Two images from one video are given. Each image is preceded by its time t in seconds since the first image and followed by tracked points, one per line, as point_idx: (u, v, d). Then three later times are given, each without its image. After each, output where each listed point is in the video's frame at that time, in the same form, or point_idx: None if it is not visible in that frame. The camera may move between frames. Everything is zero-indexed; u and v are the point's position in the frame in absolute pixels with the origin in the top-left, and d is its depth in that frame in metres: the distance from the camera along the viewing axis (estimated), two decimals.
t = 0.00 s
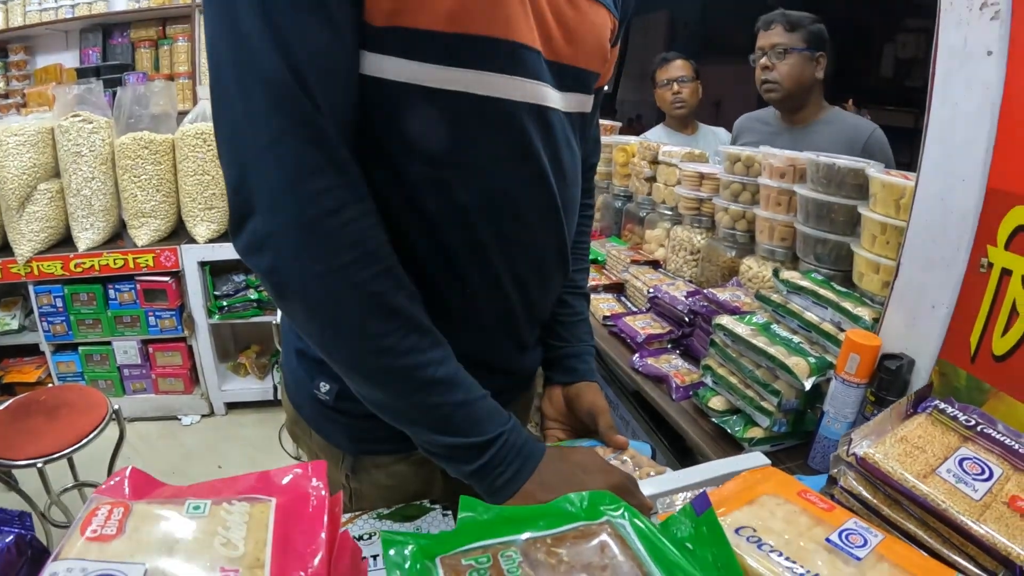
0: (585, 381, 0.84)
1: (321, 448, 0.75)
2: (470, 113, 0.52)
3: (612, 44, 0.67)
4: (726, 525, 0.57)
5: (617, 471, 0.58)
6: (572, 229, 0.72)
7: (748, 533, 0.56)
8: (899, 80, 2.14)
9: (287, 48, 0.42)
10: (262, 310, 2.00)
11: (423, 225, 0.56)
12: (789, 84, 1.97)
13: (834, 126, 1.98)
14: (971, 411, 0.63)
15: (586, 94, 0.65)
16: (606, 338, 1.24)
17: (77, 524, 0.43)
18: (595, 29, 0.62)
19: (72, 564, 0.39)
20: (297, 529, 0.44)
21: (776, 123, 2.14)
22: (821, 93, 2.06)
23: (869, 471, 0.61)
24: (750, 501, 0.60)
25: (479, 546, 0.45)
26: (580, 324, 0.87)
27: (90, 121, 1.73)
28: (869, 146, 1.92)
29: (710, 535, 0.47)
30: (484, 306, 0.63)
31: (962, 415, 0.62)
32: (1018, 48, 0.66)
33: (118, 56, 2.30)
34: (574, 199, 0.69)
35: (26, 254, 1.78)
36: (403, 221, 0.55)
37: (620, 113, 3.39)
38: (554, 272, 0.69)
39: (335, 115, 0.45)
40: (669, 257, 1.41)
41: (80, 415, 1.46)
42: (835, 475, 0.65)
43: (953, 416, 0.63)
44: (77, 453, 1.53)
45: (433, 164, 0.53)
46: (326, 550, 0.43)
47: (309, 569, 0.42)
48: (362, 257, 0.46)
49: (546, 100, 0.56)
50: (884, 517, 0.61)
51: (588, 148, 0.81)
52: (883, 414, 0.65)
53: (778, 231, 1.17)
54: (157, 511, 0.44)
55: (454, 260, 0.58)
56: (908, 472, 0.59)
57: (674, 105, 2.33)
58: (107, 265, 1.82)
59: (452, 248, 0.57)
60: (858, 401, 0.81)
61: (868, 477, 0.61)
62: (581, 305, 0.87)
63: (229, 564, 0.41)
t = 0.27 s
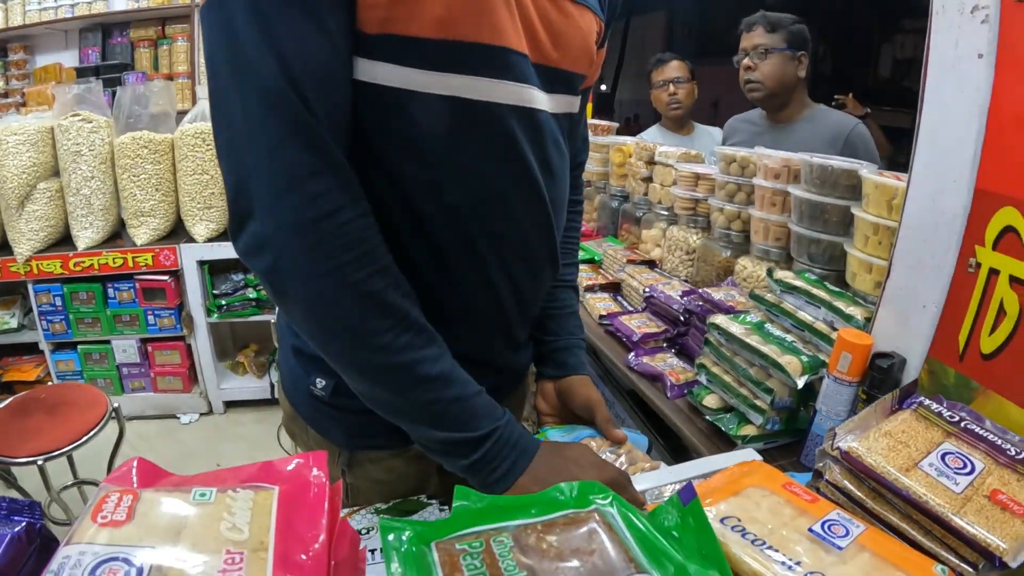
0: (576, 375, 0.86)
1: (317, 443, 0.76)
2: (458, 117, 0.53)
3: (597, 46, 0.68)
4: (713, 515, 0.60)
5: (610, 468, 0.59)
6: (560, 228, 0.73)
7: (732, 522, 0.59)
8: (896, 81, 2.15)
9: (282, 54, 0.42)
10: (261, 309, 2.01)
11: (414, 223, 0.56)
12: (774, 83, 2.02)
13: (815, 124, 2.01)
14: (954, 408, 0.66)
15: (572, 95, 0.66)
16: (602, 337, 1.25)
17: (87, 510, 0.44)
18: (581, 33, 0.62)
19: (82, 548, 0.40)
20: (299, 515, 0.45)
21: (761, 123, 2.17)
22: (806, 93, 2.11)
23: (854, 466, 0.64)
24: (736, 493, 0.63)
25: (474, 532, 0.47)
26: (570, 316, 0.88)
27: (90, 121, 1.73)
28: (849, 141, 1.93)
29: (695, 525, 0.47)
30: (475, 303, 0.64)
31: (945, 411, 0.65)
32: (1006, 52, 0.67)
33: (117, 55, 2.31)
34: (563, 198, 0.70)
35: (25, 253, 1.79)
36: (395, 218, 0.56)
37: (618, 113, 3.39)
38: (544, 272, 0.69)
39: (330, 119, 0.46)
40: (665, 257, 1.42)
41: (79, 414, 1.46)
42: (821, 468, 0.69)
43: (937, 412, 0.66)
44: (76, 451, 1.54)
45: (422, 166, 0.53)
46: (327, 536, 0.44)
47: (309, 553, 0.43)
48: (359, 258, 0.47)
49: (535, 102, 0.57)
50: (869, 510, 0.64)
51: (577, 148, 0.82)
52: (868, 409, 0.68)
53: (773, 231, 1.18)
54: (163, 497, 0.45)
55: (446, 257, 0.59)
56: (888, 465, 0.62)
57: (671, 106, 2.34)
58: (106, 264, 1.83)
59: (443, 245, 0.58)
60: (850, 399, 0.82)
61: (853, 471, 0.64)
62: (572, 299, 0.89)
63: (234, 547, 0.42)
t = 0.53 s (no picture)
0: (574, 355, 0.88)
1: (310, 434, 0.77)
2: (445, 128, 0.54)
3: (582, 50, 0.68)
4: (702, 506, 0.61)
5: (607, 466, 0.59)
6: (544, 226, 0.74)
7: (721, 514, 0.60)
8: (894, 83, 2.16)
9: (281, 63, 0.43)
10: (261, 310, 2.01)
11: (399, 224, 0.57)
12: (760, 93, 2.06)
13: (801, 134, 2.04)
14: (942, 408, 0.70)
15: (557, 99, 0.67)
16: (600, 337, 1.26)
17: (100, 500, 0.44)
18: (567, 41, 0.63)
19: (96, 535, 0.41)
20: (308, 506, 0.46)
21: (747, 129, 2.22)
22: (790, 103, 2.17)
23: (845, 462, 0.66)
24: (725, 487, 0.64)
25: (468, 521, 0.48)
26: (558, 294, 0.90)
27: (91, 121, 1.74)
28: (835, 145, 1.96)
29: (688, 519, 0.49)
30: (461, 299, 0.65)
31: (933, 410, 0.69)
32: (1001, 59, 0.68)
33: (118, 56, 2.31)
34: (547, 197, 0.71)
35: (26, 253, 1.79)
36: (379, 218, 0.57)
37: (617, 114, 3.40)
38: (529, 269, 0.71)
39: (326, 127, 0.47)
40: (663, 258, 1.43)
41: (80, 412, 1.47)
42: (810, 464, 0.70)
43: (923, 410, 0.69)
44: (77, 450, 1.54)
45: (410, 170, 0.54)
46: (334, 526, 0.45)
47: (318, 540, 0.44)
48: (359, 261, 0.48)
49: (521, 110, 0.58)
50: (858, 504, 0.66)
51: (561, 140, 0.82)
52: (858, 407, 0.71)
53: (769, 232, 1.19)
54: (175, 487, 0.46)
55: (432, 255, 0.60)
56: (876, 461, 0.64)
57: (670, 107, 2.35)
58: (107, 264, 1.83)
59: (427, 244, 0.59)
60: (844, 398, 0.82)
61: (843, 467, 0.66)
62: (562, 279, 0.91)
63: (245, 534, 0.43)
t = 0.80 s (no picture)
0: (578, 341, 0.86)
1: (298, 425, 0.77)
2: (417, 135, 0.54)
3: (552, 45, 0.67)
4: (700, 513, 0.61)
5: (603, 471, 0.59)
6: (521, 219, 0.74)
7: (717, 521, 0.60)
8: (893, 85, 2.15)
9: (266, 72, 0.43)
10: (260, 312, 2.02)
11: (375, 222, 0.58)
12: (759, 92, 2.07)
13: (798, 135, 2.03)
14: (942, 414, 0.70)
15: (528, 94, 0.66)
16: (600, 340, 1.26)
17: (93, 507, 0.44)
18: (537, 38, 0.62)
19: (87, 543, 0.41)
20: (299, 513, 0.45)
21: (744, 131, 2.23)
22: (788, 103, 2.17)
23: (843, 469, 0.66)
24: (724, 493, 0.64)
25: (464, 529, 0.48)
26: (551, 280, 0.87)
27: (90, 123, 1.74)
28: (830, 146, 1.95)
29: (683, 527, 0.48)
30: (446, 290, 0.66)
31: (933, 416, 0.69)
32: (1002, 63, 0.68)
33: (118, 58, 2.31)
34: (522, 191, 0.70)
35: (26, 255, 1.79)
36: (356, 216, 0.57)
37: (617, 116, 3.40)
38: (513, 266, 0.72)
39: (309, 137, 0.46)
40: (662, 261, 1.43)
41: (79, 415, 1.47)
42: (808, 471, 0.71)
43: (922, 417, 0.69)
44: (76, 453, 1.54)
45: (389, 177, 0.55)
46: (324, 533, 0.44)
47: (309, 548, 0.43)
48: (346, 269, 0.48)
49: (495, 111, 0.58)
50: (857, 512, 0.65)
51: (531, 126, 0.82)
52: (857, 412, 0.71)
53: (769, 235, 1.19)
54: (168, 494, 0.46)
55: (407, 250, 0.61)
56: (873, 468, 0.64)
57: (669, 110, 2.35)
58: (106, 266, 1.83)
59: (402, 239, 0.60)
60: (843, 402, 0.82)
61: (841, 474, 0.66)
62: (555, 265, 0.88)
63: (236, 542, 0.43)
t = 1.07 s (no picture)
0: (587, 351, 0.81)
1: (304, 405, 0.83)
2: (409, 108, 0.64)
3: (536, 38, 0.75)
4: (706, 516, 0.61)
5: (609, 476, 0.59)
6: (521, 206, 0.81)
7: (724, 524, 0.60)
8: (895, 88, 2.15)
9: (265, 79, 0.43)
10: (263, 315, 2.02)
11: (385, 195, 0.67)
12: (759, 95, 2.07)
13: (798, 138, 2.05)
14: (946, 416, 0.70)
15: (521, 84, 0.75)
16: (604, 343, 1.26)
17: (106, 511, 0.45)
18: (517, 28, 0.70)
19: (101, 548, 0.41)
20: (310, 514, 0.46)
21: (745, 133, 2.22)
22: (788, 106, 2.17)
23: (846, 471, 0.66)
24: (730, 496, 0.64)
25: (478, 530, 0.48)
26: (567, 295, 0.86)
27: (94, 126, 1.74)
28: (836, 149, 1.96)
29: (690, 527, 0.47)
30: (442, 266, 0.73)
31: (937, 417, 0.69)
32: (1003, 67, 0.68)
33: (122, 62, 2.32)
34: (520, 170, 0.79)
35: (29, 258, 1.80)
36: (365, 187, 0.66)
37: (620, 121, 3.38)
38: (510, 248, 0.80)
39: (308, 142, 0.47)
40: (665, 264, 1.43)
41: (83, 417, 1.47)
42: (813, 473, 0.70)
43: (927, 419, 0.69)
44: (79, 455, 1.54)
45: (382, 154, 0.65)
46: (336, 534, 0.44)
47: (321, 551, 0.43)
48: (321, 232, 0.50)
49: (469, 94, 0.67)
50: (860, 512, 0.65)
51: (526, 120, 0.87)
52: (860, 416, 0.71)
53: (771, 239, 1.19)
54: (180, 498, 0.46)
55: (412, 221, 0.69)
56: (878, 470, 0.64)
57: (671, 114, 2.36)
58: (110, 269, 1.84)
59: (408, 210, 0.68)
60: (847, 405, 0.83)
61: (845, 475, 0.66)
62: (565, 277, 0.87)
63: (249, 545, 0.43)
